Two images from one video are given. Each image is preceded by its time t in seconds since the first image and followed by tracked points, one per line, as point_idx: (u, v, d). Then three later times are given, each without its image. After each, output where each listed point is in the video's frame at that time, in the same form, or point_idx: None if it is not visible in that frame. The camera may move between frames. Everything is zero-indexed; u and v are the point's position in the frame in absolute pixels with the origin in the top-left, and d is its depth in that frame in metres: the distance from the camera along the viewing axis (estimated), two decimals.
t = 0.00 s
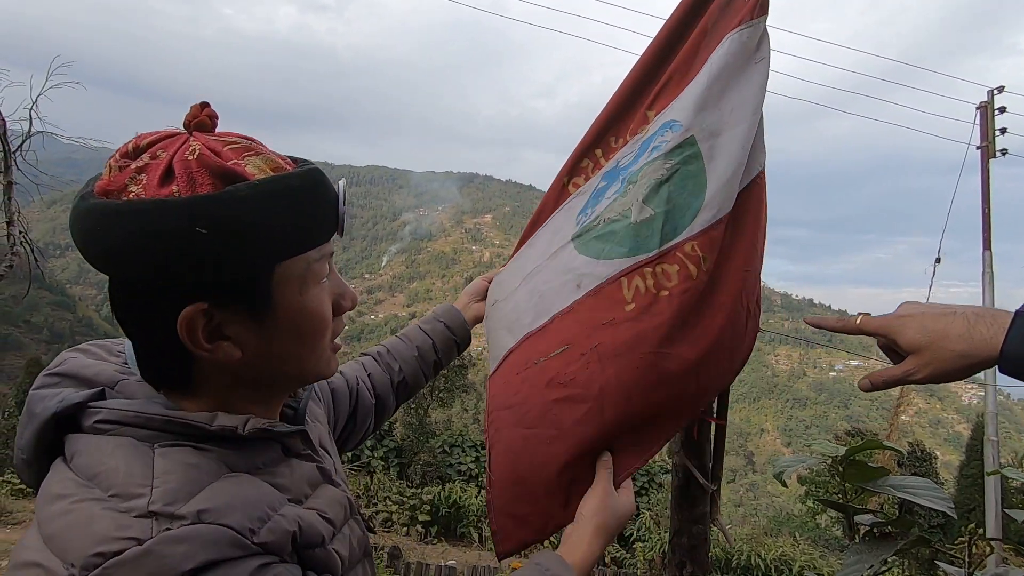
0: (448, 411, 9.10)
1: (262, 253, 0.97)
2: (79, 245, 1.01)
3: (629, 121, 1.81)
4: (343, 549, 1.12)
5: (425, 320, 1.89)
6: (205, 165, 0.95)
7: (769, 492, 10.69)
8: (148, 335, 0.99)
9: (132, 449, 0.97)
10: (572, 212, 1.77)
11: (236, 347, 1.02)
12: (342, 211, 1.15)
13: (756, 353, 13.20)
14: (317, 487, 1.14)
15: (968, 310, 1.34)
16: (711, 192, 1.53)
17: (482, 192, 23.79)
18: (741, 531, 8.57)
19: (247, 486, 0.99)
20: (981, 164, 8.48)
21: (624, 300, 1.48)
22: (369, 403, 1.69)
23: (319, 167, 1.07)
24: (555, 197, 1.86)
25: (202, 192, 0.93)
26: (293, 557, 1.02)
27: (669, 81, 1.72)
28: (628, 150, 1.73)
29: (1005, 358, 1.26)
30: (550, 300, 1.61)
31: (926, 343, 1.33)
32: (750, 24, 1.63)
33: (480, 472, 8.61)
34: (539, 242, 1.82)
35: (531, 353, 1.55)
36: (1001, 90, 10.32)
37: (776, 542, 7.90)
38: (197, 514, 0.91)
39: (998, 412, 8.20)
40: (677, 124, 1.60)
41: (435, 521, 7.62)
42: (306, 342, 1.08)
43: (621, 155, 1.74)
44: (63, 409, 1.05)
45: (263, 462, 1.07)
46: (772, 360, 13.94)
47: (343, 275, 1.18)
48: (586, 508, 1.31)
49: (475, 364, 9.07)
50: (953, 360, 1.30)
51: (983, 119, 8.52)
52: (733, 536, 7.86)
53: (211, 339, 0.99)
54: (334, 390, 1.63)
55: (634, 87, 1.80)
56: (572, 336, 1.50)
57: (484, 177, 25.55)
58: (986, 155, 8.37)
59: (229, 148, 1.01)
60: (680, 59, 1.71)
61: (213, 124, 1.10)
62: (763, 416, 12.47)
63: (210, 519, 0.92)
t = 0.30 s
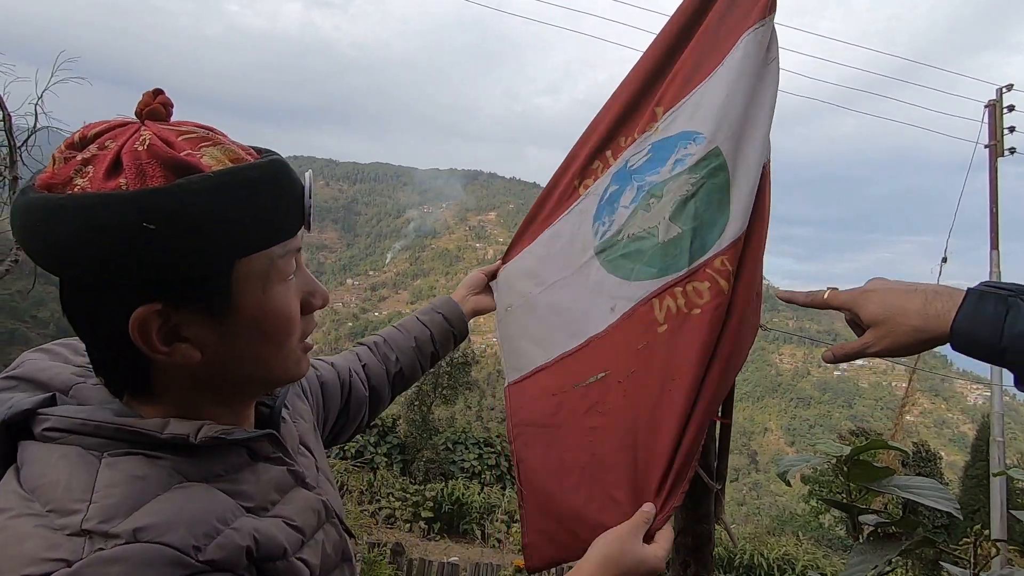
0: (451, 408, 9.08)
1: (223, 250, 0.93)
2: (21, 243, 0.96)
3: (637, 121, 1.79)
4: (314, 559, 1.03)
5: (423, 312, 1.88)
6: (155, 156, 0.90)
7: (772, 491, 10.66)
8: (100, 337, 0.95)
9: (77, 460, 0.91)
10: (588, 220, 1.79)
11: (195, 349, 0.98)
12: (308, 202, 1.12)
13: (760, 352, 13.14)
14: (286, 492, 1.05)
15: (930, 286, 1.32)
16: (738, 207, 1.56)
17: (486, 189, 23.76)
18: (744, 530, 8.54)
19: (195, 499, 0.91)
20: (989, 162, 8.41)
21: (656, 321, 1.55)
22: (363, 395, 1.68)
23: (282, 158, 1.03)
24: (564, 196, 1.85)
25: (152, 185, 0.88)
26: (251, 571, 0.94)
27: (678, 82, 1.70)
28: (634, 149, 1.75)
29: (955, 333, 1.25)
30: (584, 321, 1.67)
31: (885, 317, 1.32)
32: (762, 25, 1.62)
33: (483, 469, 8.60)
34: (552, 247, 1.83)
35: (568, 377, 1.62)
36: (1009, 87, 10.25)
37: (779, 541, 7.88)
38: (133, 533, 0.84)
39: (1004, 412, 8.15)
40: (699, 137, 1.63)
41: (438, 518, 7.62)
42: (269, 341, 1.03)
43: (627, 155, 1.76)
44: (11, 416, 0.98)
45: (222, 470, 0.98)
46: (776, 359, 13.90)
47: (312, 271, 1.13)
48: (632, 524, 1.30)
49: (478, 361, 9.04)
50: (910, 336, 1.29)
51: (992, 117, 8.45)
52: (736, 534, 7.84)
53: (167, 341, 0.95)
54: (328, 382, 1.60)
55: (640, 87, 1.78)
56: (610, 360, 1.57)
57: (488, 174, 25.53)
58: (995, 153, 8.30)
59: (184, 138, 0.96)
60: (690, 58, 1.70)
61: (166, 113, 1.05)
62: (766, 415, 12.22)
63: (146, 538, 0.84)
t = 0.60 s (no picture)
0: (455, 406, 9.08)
1: (201, 238, 0.92)
2: None
3: (651, 119, 1.77)
4: (294, 557, 1.01)
5: (426, 309, 1.87)
6: (135, 143, 0.89)
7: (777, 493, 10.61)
8: (79, 325, 0.94)
9: (49, 452, 0.89)
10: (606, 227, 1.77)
11: (174, 339, 0.96)
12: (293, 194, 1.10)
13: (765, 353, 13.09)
14: (268, 488, 1.03)
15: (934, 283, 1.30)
16: (753, 200, 1.55)
17: (491, 189, 23.75)
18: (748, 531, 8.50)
19: (165, 492, 0.89)
20: (999, 163, 8.33)
21: (674, 321, 1.53)
22: (363, 392, 1.66)
23: (265, 148, 1.02)
24: (576, 197, 1.83)
25: (130, 170, 0.87)
26: (224, 567, 0.92)
27: (691, 82, 1.69)
28: (652, 153, 1.73)
29: (949, 326, 1.23)
30: (604, 327, 1.65)
31: (890, 308, 1.30)
32: (771, 19, 1.61)
33: (486, 467, 8.58)
34: (571, 255, 1.80)
35: (590, 383, 1.61)
36: (1019, 87, 10.16)
37: (783, 542, 7.83)
38: (95, 525, 0.82)
39: (1012, 415, 8.07)
40: (713, 135, 1.61)
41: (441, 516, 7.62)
42: (250, 333, 1.01)
43: (644, 159, 1.74)
44: None
45: (199, 464, 0.97)
46: (782, 360, 13.83)
47: (297, 264, 1.10)
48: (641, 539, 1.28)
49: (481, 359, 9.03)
50: (916, 325, 1.26)
51: (1001, 117, 8.37)
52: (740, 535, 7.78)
53: (144, 330, 0.93)
54: (327, 379, 1.59)
55: (652, 88, 1.76)
56: (630, 365, 1.55)
57: (494, 173, 25.51)
58: (1004, 154, 8.22)
59: (166, 126, 0.95)
60: (705, 56, 1.68)
61: (150, 102, 1.04)
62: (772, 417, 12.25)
63: (109, 531, 0.82)
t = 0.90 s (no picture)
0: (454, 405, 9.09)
1: (192, 228, 0.91)
2: None
3: (646, 114, 1.77)
4: (284, 551, 1.00)
5: (426, 309, 1.87)
6: (128, 136, 0.89)
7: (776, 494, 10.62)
8: (70, 317, 0.93)
9: (38, 445, 0.88)
10: (596, 220, 1.76)
11: (166, 329, 0.95)
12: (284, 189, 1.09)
13: (765, 354, 13.09)
14: (258, 483, 1.03)
15: (944, 305, 1.31)
16: (747, 200, 1.54)
17: (491, 189, 23.75)
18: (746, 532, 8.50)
19: (152, 484, 0.88)
20: (999, 165, 8.33)
21: (666, 318, 1.52)
22: (360, 391, 1.66)
23: (255, 143, 1.02)
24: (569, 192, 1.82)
25: (122, 161, 0.87)
26: (211, 560, 0.91)
27: (688, 78, 1.68)
28: (644, 146, 1.71)
29: (969, 350, 1.23)
30: (593, 321, 1.64)
31: (903, 332, 1.30)
32: (771, 19, 1.60)
33: (485, 467, 8.58)
34: (560, 249, 1.79)
35: (579, 380, 1.60)
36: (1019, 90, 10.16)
37: (781, 544, 7.84)
38: (82, 515, 0.81)
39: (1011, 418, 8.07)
40: (708, 131, 1.61)
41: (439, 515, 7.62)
42: (242, 326, 1.00)
43: (636, 152, 1.73)
44: None
45: (188, 459, 0.96)
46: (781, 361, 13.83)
47: (289, 259, 1.09)
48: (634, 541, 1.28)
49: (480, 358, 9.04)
50: (928, 351, 1.27)
51: (1002, 119, 8.38)
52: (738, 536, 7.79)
53: (137, 321, 0.92)
54: (324, 378, 1.59)
55: (649, 83, 1.75)
56: (619, 362, 1.55)
57: (494, 173, 25.55)
58: (1005, 156, 8.22)
59: (158, 122, 0.95)
60: (702, 53, 1.68)
61: (142, 100, 1.04)
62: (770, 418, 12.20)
63: (96, 521, 0.81)
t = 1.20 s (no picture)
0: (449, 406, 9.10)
1: (200, 224, 0.92)
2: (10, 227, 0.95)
3: (646, 120, 1.78)
4: (285, 547, 1.01)
5: (425, 316, 1.88)
6: (141, 138, 0.90)
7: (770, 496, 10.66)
8: (82, 312, 0.94)
9: (48, 436, 0.89)
10: (597, 226, 1.77)
11: (174, 324, 0.96)
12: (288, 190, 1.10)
13: (760, 357, 13.15)
14: (260, 479, 1.04)
15: (952, 317, 1.32)
16: (747, 207, 1.56)
17: (488, 190, 23.77)
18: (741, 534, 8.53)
19: (159, 474, 0.89)
20: (994, 170, 8.39)
21: (668, 326, 1.54)
22: (360, 397, 1.67)
23: (262, 144, 1.03)
24: (568, 197, 1.82)
25: (135, 161, 0.88)
26: (214, 551, 0.92)
27: (689, 85, 1.70)
28: (646, 154, 1.74)
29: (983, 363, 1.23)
30: (595, 328, 1.66)
31: (912, 346, 1.31)
32: (770, 26, 1.62)
33: (480, 468, 8.59)
34: (560, 254, 1.80)
35: (581, 387, 1.61)
36: (1013, 96, 10.23)
37: (775, 546, 7.87)
38: (91, 502, 0.82)
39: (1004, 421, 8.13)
40: (709, 139, 1.62)
41: (434, 516, 7.63)
42: (247, 325, 1.01)
43: (637, 159, 1.75)
44: None
45: (193, 453, 0.97)
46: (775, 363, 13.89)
47: (292, 259, 1.10)
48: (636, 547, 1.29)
49: (476, 359, 9.05)
50: (939, 365, 1.27)
51: (997, 125, 8.44)
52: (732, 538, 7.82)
53: (147, 314, 0.93)
54: (325, 383, 1.60)
55: (651, 89, 1.76)
56: (621, 369, 1.56)
57: (491, 174, 25.58)
58: (999, 161, 8.28)
59: (169, 126, 0.96)
60: (702, 59, 1.69)
61: (154, 106, 1.05)
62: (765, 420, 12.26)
63: (104, 508, 0.82)
